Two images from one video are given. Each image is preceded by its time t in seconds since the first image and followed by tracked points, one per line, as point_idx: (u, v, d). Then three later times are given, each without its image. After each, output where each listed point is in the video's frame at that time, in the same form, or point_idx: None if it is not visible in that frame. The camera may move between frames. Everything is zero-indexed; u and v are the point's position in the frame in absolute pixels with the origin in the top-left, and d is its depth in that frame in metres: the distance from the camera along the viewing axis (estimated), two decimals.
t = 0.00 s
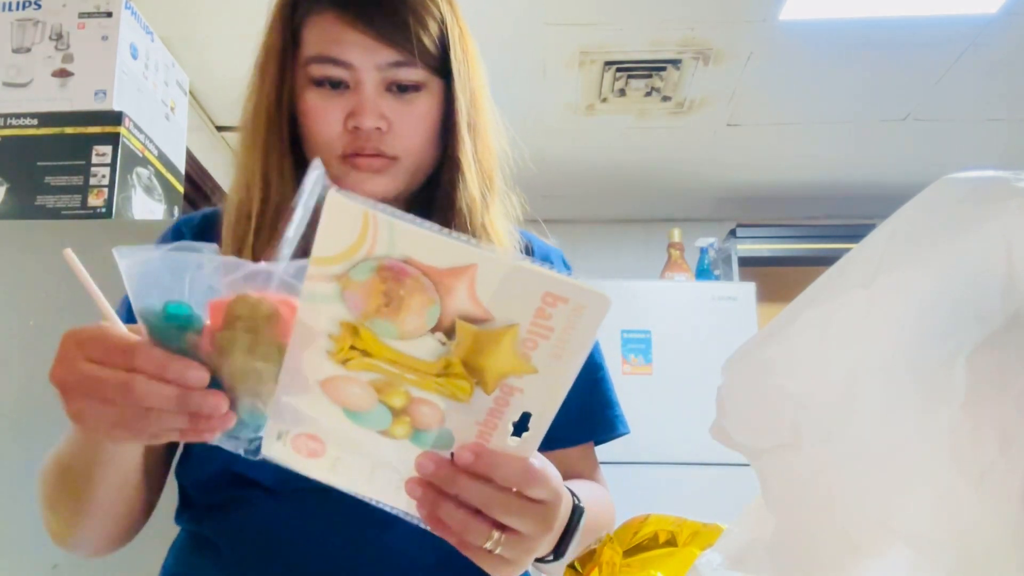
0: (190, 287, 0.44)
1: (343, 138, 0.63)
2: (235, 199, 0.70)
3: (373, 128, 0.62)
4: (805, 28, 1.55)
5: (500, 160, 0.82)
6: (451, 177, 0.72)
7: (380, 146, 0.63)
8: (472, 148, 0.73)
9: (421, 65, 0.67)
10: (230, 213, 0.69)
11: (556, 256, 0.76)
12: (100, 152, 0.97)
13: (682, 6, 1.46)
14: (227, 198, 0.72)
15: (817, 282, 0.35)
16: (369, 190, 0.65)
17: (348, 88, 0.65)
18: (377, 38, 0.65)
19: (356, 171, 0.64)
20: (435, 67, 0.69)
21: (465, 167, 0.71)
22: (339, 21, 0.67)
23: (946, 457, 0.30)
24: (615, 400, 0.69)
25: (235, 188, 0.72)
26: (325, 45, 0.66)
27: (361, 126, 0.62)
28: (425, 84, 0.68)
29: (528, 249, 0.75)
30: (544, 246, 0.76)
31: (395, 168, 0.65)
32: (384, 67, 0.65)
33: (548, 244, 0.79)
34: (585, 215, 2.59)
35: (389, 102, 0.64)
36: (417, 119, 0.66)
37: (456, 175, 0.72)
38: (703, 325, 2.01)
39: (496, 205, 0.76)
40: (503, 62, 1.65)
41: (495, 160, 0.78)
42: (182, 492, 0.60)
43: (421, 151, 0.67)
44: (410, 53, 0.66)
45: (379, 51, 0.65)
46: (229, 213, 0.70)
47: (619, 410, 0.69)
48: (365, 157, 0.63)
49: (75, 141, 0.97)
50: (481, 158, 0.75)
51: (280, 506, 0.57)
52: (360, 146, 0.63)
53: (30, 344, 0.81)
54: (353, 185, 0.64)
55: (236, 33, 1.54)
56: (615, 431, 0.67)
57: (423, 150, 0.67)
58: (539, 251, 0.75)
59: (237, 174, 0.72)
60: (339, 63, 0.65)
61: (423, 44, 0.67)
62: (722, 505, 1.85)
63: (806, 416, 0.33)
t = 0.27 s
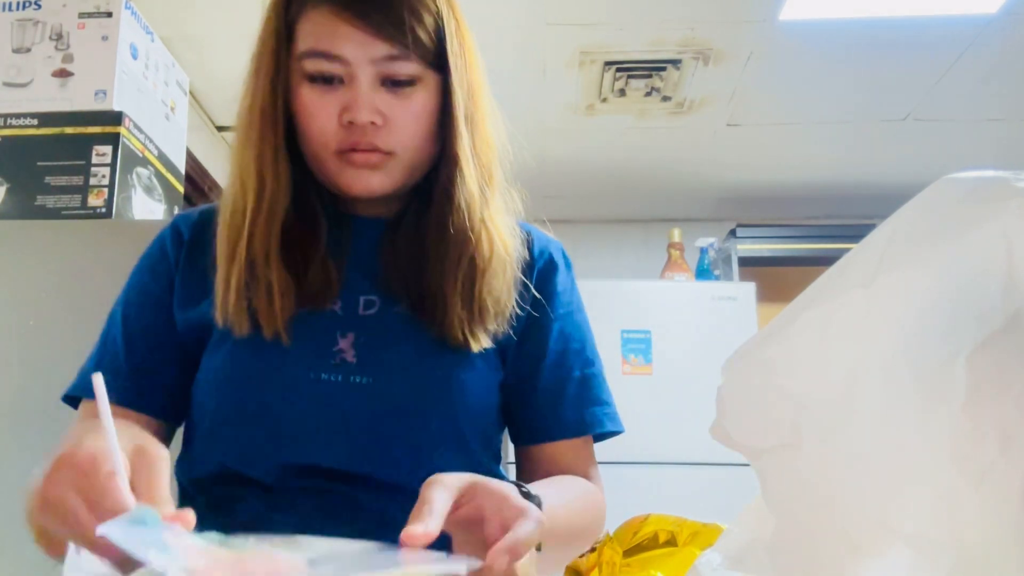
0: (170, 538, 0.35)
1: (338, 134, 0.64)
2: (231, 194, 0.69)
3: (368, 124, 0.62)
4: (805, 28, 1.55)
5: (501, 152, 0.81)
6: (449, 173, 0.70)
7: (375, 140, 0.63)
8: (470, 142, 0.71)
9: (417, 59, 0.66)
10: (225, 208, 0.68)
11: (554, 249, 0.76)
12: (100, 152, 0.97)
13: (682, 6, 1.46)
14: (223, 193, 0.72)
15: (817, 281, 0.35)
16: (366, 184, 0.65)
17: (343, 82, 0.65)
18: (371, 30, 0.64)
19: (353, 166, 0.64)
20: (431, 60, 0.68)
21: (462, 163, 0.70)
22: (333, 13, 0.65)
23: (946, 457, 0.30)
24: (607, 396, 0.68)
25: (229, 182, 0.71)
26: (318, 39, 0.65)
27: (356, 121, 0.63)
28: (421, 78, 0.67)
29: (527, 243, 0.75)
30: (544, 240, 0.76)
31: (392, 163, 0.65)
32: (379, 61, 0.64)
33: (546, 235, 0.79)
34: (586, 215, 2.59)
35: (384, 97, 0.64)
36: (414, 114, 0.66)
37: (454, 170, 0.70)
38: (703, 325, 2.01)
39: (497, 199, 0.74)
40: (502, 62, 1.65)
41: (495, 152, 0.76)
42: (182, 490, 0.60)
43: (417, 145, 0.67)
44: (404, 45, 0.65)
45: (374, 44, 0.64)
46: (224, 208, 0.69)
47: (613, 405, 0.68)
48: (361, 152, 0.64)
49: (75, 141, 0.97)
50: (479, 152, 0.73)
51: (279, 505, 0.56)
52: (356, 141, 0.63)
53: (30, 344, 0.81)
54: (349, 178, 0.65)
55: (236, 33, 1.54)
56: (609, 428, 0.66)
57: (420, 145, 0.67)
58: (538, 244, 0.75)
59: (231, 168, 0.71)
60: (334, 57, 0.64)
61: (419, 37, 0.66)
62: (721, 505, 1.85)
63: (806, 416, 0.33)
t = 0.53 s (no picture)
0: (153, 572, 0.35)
1: (334, 127, 0.64)
2: (229, 189, 0.70)
3: (362, 116, 0.63)
4: (805, 28, 1.55)
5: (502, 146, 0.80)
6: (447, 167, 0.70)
7: (370, 134, 0.64)
8: (467, 134, 0.71)
9: (412, 49, 0.66)
10: (223, 205, 0.68)
11: (554, 236, 0.76)
12: (100, 152, 0.97)
13: (682, 6, 1.46)
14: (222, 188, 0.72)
15: (818, 280, 0.35)
16: (362, 178, 0.66)
17: (337, 75, 0.65)
18: (364, 21, 0.63)
19: (348, 160, 0.65)
20: (426, 51, 0.67)
21: (460, 159, 0.69)
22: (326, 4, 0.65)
23: (946, 458, 0.30)
24: (601, 387, 0.66)
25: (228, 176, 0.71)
26: (311, 31, 0.65)
27: (350, 114, 0.63)
28: (417, 70, 0.67)
29: (527, 235, 0.74)
30: (544, 234, 0.75)
31: (389, 157, 0.65)
32: (373, 54, 0.64)
33: (546, 223, 0.79)
34: (586, 215, 2.59)
35: (379, 89, 0.64)
36: (410, 107, 0.66)
37: (452, 164, 0.70)
38: (703, 325, 2.01)
39: (497, 193, 0.73)
40: (502, 62, 1.65)
41: (495, 145, 0.75)
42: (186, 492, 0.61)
43: (414, 138, 0.67)
44: (398, 36, 0.64)
45: (367, 36, 0.63)
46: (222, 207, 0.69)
47: (609, 388, 0.66)
48: (356, 147, 0.64)
49: (75, 141, 0.97)
50: (478, 146, 0.72)
51: (280, 506, 0.57)
52: (351, 134, 0.64)
53: (30, 344, 0.82)
54: (347, 173, 0.66)
55: (236, 33, 1.54)
56: (607, 421, 0.65)
57: (417, 137, 0.67)
58: (535, 233, 0.75)
59: (230, 162, 0.72)
60: (328, 50, 0.64)
61: (414, 28, 0.65)
62: (722, 505, 1.84)
63: (806, 416, 0.33)
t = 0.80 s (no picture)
0: None
1: (331, 124, 0.64)
2: (228, 186, 0.70)
3: (359, 113, 0.63)
4: (805, 28, 1.55)
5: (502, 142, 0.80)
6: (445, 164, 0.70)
7: (367, 130, 0.64)
8: (466, 132, 0.71)
9: (410, 44, 0.66)
10: (221, 203, 0.69)
11: (555, 233, 0.76)
12: (100, 152, 0.97)
13: (682, 6, 1.46)
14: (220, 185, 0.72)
15: (818, 280, 0.35)
16: (360, 175, 0.66)
17: (335, 70, 0.65)
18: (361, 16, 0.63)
19: (346, 157, 0.65)
20: (425, 46, 0.67)
21: (458, 158, 0.69)
22: None
23: (946, 459, 0.30)
24: (600, 385, 0.66)
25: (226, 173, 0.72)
26: (308, 26, 0.65)
27: (348, 111, 0.63)
28: (415, 65, 0.66)
29: (527, 232, 0.75)
30: (544, 230, 0.76)
31: (387, 153, 0.65)
32: (370, 49, 0.64)
33: (546, 219, 0.79)
34: (586, 215, 2.59)
35: (377, 85, 0.64)
36: (409, 102, 0.66)
37: (450, 162, 0.69)
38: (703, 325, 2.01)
39: (496, 191, 0.73)
40: (502, 62, 1.65)
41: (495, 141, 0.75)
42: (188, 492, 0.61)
43: (412, 134, 0.67)
44: (396, 31, 0.64)
45: (364, 31, 0.63)
46: (220, 206, 0.70)
47: (609, 390, 0.67)
48: (354, 143, 0.64)
49: (75, 141, 0.97)
50: (477, 144, 0.72)
51: (280, 506, 0.57)
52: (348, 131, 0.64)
53: (31, 345, 0.82)
54: (345, 170, 0.66)
55: (235, 33, 1.53)
56: (608, 420, 0.65)
57: (415, 134, 0.67)
58: (535, 230, 0.75)
59: (228, 159, 0.72)
60: (324, 45, 0.64)
61: (411, 22, 0.65)
62: (721, 505, 1.85)
63: (805, 417, 0.33)
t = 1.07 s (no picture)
0: None
1: (329, 125, 0.64)
2: (226, 187, 0.70)
3: (357, 113, 0.63)
4: (806, 28, 1.54)
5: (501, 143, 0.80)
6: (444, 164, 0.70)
7: (366, 131, 0.64)
8: (465, 132, 0.70)
9: (408, 44, 0.66)
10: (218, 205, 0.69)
11: (554, 232, 0.77)
12: (100, 152, 0.97)
13: (682, 6, 1.46)
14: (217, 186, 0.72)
15: (818, 281, 0.35)
16: (359, 176, 0.66)
17: (333, 71, 0.65)
18: (359, 16, 0.63)
19: (345, 158, 0.65)
20: (423, 46, 0.67)
21: (456, 156, 0.69)
22: None
23: (946, 459, 0.30)
24: (600, 386, 0.66)
25: (223, 173, 0.71)
26: (306, 26, 0.65)
27: (346, 111, 0.63)
28: (413, 65, 0.66)
29: (527, 233, 0.75)
30: (544, 231, 0.76)
31: (385, 154, 0.65)
32: (368, 49, 0.64)
33: (545, 218, 0.79)
34: (586, 215, 2.59)
35: (375, 85, 0.64)
36: (407, 102, 0.65)
37: (448, 162, 0.69)
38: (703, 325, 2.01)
39: (496, 191, 0.73)
40: (502, 62, 1.65)
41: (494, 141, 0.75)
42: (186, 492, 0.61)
43: (411, 134, 0.67)
44: (394, 31, 0.64)
45: (362, 31, 0.63)
46: (217, 208, 0.70)
47: (608, 388, 0.67)
48: (352, 144, 0.64)
49: (75, 141, 0.97)
50: (476, 143, 0.72)
51: (280, 508, 0.57)
52: (346, 132, 0.64)
53: (32, 345, 0.82)
54: (343, 171, 0.66)
55: (235, 33, 1.53)
56: (606, 419, 0.65)
57: (414, 134, 0.67)
58: (534, 230, 0.75)
59: (225, 158, 0.72)
60: (322, 45, 0.64)
61: (409, 22, 0.65)
62: (721, 505, 1.85)
63: (804, 418, 0.33)
